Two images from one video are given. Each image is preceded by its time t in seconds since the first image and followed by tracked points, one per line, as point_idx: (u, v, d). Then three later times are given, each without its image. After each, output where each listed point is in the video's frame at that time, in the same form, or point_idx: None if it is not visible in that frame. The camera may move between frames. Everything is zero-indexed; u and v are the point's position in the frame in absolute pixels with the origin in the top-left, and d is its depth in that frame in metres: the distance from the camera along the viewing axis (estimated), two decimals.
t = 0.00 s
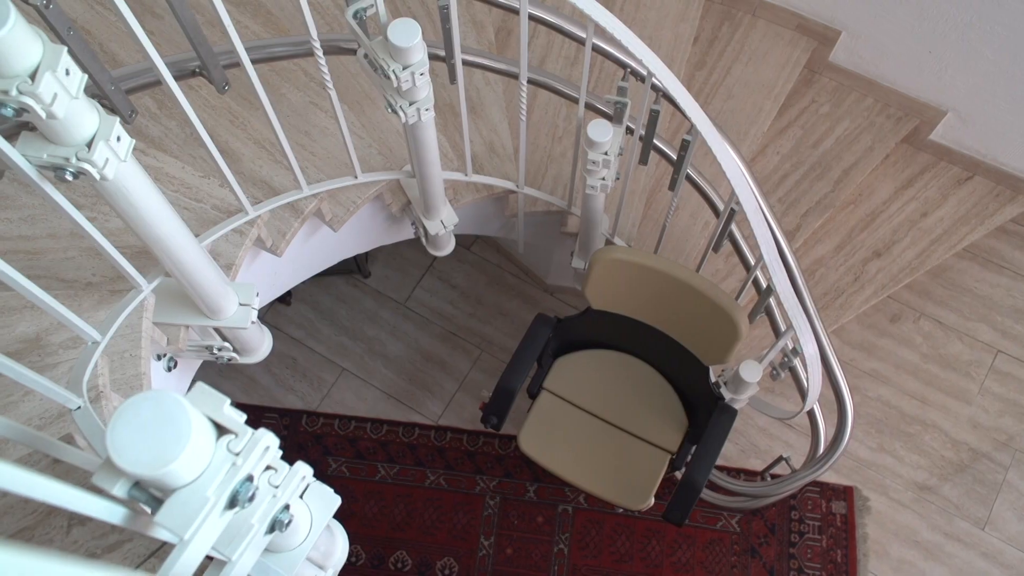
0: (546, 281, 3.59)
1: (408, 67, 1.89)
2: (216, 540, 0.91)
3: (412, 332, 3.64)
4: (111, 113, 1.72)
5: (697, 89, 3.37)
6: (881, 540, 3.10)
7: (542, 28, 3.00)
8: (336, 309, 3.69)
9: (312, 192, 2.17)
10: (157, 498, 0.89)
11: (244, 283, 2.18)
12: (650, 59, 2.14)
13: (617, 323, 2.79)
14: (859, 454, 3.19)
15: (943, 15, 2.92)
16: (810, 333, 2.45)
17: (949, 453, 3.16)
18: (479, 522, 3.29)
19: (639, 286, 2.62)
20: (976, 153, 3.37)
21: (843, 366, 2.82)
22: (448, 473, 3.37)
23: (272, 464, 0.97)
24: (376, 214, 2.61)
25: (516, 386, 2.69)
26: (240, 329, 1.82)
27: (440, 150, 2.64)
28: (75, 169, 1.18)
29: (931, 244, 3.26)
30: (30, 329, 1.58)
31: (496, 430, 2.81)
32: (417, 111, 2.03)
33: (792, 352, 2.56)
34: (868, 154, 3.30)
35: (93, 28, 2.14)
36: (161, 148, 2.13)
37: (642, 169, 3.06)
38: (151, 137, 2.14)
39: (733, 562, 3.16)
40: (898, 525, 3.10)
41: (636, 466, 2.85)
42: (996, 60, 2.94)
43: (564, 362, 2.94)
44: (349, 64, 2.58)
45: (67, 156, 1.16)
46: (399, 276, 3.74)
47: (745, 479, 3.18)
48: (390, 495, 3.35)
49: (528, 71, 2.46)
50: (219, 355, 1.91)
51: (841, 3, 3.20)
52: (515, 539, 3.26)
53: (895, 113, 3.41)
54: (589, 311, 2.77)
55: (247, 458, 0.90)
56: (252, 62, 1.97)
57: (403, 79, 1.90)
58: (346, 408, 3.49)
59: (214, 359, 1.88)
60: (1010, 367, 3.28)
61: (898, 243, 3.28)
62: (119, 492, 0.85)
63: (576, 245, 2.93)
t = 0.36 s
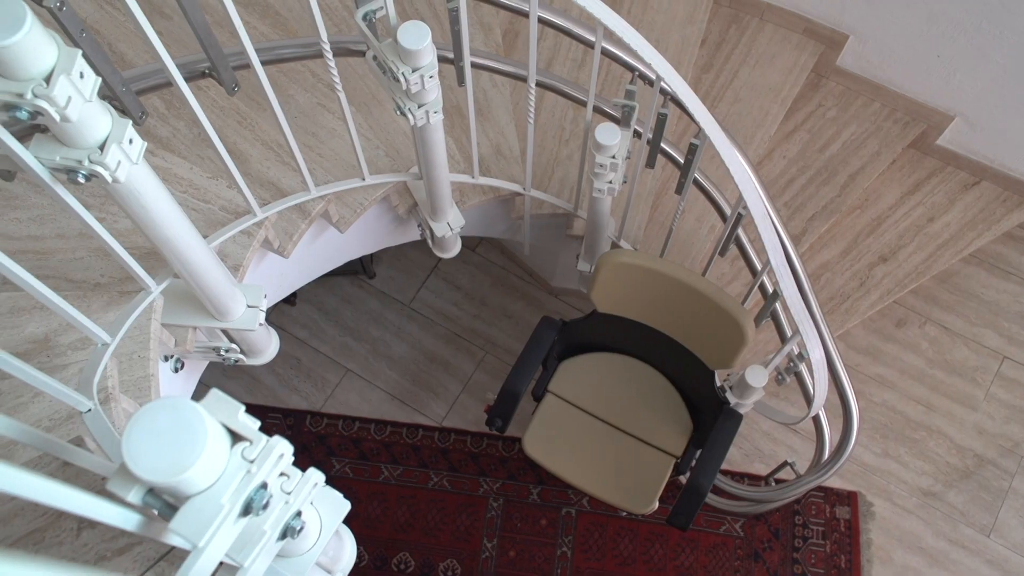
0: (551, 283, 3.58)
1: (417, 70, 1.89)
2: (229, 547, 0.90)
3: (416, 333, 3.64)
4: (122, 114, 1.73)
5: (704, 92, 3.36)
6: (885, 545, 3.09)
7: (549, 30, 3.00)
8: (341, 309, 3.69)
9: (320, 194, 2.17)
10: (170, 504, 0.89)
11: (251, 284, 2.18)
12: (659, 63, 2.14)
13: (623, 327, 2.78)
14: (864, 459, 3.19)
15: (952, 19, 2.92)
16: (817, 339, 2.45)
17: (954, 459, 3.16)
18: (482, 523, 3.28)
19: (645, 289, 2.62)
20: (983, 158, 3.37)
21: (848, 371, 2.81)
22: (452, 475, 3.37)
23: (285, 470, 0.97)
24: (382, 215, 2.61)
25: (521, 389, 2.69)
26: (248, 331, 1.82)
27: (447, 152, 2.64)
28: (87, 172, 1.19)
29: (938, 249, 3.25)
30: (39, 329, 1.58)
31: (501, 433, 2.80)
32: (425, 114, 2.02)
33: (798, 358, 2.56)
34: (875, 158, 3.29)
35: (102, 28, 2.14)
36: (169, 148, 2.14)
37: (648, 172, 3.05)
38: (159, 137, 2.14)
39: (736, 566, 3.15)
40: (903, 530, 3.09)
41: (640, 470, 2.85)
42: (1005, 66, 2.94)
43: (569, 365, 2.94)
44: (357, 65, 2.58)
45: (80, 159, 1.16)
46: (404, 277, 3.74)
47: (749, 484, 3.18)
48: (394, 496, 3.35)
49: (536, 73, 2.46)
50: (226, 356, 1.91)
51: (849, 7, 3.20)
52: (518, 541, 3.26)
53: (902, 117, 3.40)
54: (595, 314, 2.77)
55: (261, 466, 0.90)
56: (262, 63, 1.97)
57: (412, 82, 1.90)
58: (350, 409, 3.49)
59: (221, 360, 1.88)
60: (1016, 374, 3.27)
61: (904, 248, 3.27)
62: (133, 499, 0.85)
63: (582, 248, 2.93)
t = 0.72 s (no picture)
0: (559, 286, 3.58)
1: (431, 74, 1.88)
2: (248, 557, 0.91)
3: (423, 334, 3.63)
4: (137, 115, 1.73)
5: (715, 96, 3.35)
6: (892, 553, 3.08)
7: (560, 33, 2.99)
8: (348, 310, 3.69)
9: (331, 196, 2.17)
10: (190, 513, 0.89)
11: (261, 285, 2.18)
12: (672, 68, 2.13)
13: (631, 332, 2.78)
14: (871, 466, 3.18)
15: (965, 25, 2.90)
16: (827, 346, 2.44)
17: (961, 468, 3.15)
18: (487, 526, 3.28)
19: (653, 294, 2.62)
20: (994, 166, 3.35)
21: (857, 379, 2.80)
22: (458, 477, 3.36)
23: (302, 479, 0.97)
24: (392, 218, 2.60)
25: (528, 393, 2.68)
26: (259, 333, 1.82)
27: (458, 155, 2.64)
28: (105, 175, 1.19)
29: (947, 256, 3.24)
30: (52, 330, 1.58)
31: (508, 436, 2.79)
32: (438, 117, 2.01)
33: (807, 365, 2.55)
34: (885, 165, 3.28)
35: (115, 28, 2.14)
36: (181, 149, 2.14)
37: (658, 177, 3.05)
38: (171, 138, 2.14)
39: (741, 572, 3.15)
40: (910, 539, 3.08)
41: (647, 475, 2.84)
42: (1018, 73, 2.93)
43: (576, 369, 2.94)
44: (368, 67, 2.58)
45: (98, 162, 1.17)
46: (411, 278, 3.74)
47: (755, 490, 3.17)
48: (399, 497, 3.34)
49: (548, 77, 2.45)
50: (236, 358, 1.91)
51: (861, 12, 3.19)
52: (523, 545, 3.25)
53: (913, 124, 3.39)
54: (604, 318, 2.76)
55: (282, 476, 0.90)
56: (275, 65, 1.97)
57: (425, 86, 1.89)
58: (356, 410, 3.49)
59: (231, 362, 1.89)
60: None
61: (913, 255, 3.26)
62: (154, 508, 0.85)
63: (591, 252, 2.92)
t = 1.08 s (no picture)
0: (568, 289, 3.57)
1: (448, 78, 1.88)
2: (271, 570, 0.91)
3: (431, 336, 3.63)
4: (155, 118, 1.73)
5: (728, 101, 3.34)
6: (900, 563, 3.07)
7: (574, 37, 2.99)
8: (357, 310, 3.69)
9: (346, 199, 2.17)
10: (214, 524, 0.89)
11: (274, 287, 2.18)
12: (689, 75, 2.12)
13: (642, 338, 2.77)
14: (880, 475, 3.17)
15: (983, 32, 2.88)
16: (839, 355, 2.43)
17: (972, 478, 3.13)
18: (494, 529, 3.28)
19: (665, 300, 2.62)
20: (1008, 175, 3.33)
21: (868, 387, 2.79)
22: (465, 479, 3.36)
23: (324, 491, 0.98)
24: (404, 220, 2.60)
25: (538, 397, 2.68)
26: (273, 336, 1.81)
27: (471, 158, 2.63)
28: (126, 179, 1.19)
29: (960, 265, 3.22)
30: (68, 331, 1.58)
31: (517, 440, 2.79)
32: (454, 121, 2.01)
33: (819, 373, 2.54)
34: (898, 172, 3.27)
35: (132, 28, 2.14)
36: (196, 150, 2.14)
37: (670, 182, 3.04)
38: (186, 139, 2.14)
39: None
40: (918, 549, 3.07)
41: (656, 481, 2.84)
42: None
43: (586, 374, 2.93)
44: (382, 69, 2.57)
45: (119, 166, 1.17)
46: (420, 280, 3.74)
47: (763, 497, 3.16)
48: (406, 499, 3.34)
49: (564, 82, 2.45)
50: (250, 361, 1.91)
51: (876, 19, 3.17)
52: (530, 548, 3.25)
53: (927, 131, 3.37)
54: (614, 323, 2.75)
55: (306, 488, 0.91)
56: (292, 68, 1.96)
57: (442, 90, 1.89)
58: (364, 411, 3.49)
59: (244, 364, 1.89)
60: None
61: (925, 263, 3.25)
62: (179, 519, 0.85)
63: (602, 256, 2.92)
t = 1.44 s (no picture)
0: (579, 293, 3.57)
1: (467, 83, 1.87)
2: None
3: (442, 338, 3.63)
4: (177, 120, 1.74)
5: (742, 107, 3.33)
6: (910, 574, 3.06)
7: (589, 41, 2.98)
8: (367, 311, 3.69)
9: (362, 203, 2.16)
10: (243, 537, 0.91)
11: (290, 290, 2.18)
12: (707, 82, 2.12)
13: (655, 345, 2.75)
14: (891, 485, 3.15)
15: (1002, 41, 2.87)
16: (853, 365, 2.42)
17: (984, 490, 3.12)
18: (502, 533, 3.28)
19: (678, 307, 2.61)
20: None
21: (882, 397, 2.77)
22: (473, 483, 3.36)
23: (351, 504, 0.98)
24: (418, 223, 2.60)
25: (550, 403, 2.67)
26: (289, 340, 1.81)
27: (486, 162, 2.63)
28: (150, 184, 1.19)
29: (974, 275, 3.20)
30: (87, 333, 1.59)
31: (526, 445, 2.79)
32: (471, 126, 2.00)
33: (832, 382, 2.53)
34: (913, 181, 3.25)
35: (150, 29, 2.15)
36: (213, 151, 2.14)
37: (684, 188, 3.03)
38: (203, 140, 2.14)
39: None
40: (929, 560, 3.06)
41: (666, 488, 2.83)
42: None
43: (597, 380, 2.92)
44: (398, 72, 2.57)
45: (144, 171, 1.17)
46: (431, 282, 3.74)
47: (772, 505, 3.15)
48: (414, 501, 3.34)
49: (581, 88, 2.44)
50: (264, 364, 1.91)
51: (894, 26, 3.15)
52: (538, 552, 3.24)
53: (943, 140, 3.35)
54: (627, 329, 2.74)
55: (335, 503, 0.92)
56: (311, 71, 1.96)
57: (461, 95, 1.88)
58: (373, 412, 3.49)
59: (259, 367, 1.88)
60: None
61: (938, 272, 3.23)
62: (207, 531, 0.87)
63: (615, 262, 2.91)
